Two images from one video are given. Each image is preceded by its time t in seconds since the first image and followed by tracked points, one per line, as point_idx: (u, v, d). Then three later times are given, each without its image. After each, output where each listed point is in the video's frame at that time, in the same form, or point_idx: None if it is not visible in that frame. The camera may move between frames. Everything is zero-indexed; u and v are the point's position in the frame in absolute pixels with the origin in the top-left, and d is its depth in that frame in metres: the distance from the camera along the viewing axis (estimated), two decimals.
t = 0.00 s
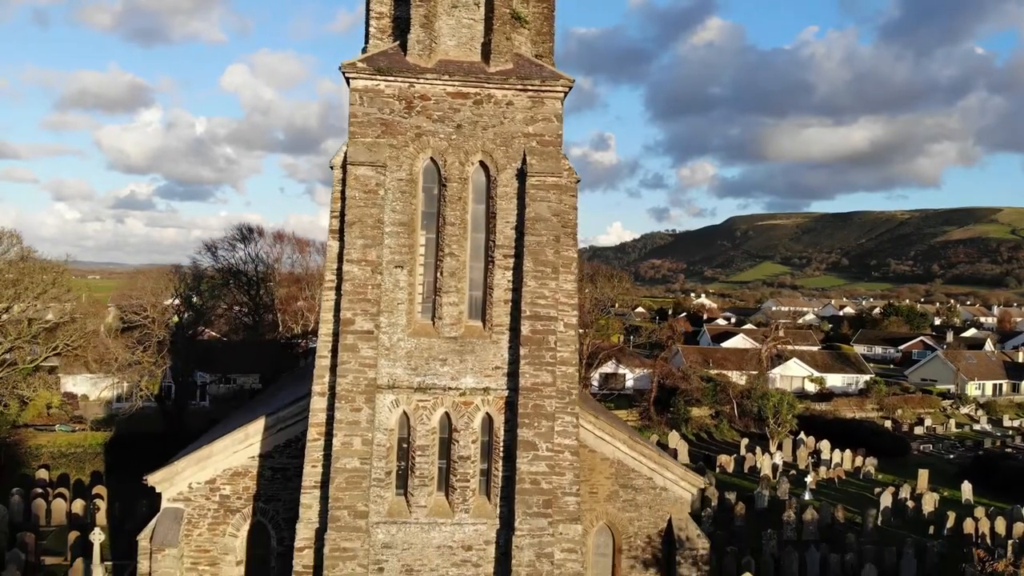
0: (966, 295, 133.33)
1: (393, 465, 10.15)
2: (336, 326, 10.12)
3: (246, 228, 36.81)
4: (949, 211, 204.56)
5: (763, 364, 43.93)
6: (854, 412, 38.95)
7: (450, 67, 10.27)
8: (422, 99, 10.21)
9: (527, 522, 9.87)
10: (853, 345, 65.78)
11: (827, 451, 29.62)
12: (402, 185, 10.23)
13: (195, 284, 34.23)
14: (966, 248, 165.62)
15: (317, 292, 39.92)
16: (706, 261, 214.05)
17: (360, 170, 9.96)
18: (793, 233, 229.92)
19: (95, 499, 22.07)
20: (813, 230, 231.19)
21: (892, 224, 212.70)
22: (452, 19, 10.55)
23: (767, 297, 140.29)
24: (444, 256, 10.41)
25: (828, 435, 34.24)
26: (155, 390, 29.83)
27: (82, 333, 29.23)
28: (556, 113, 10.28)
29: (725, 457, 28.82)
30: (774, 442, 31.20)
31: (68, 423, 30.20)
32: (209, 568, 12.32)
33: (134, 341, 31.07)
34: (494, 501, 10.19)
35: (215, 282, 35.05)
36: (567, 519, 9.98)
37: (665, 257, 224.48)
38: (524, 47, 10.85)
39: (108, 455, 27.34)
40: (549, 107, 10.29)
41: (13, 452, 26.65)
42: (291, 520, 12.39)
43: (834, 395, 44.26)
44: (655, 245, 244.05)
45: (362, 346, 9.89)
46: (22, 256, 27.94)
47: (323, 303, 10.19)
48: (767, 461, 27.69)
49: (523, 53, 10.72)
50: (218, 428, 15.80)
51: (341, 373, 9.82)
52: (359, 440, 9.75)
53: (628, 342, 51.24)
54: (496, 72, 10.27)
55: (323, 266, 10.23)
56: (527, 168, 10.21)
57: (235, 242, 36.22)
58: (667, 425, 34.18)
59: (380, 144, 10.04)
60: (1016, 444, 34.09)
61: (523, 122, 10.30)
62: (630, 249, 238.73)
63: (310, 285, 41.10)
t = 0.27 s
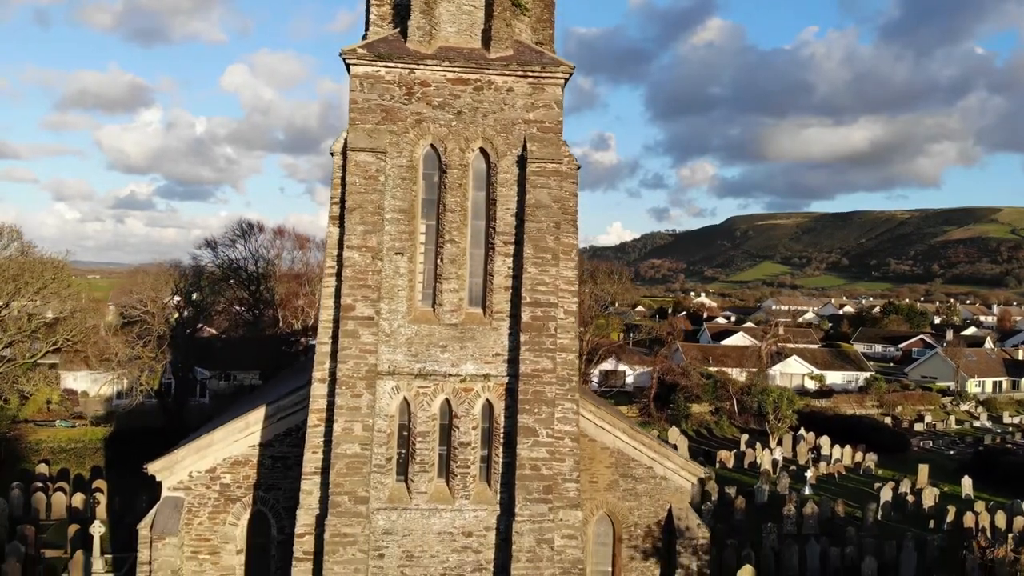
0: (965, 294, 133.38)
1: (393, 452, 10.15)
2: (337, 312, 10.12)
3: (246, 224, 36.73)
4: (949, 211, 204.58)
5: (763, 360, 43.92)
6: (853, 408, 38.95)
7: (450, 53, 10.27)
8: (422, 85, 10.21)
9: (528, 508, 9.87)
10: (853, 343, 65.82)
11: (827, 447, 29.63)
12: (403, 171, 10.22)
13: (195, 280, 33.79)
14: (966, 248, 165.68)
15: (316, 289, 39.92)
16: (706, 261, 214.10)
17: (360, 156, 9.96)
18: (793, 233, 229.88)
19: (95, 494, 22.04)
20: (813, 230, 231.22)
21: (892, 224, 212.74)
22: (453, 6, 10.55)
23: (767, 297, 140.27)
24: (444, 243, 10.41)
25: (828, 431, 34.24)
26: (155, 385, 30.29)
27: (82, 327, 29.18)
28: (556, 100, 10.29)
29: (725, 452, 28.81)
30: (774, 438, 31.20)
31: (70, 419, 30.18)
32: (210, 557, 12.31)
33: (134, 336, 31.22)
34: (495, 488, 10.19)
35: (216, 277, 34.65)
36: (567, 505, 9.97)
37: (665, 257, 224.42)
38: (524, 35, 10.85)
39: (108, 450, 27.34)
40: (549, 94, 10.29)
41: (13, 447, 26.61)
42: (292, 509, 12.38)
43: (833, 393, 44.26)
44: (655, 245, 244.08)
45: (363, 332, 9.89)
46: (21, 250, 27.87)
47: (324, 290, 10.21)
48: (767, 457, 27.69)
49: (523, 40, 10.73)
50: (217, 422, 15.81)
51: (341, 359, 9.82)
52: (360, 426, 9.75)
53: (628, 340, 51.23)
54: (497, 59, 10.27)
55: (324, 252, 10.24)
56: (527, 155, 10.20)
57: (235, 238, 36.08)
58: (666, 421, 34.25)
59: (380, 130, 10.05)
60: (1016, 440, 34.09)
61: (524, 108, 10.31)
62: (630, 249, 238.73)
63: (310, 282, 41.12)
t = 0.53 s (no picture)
0: (966, 294, 133.41)
1: (394, 439, 10.15)
2: (338, 299, 10.13)
3: (247, 219, 36.75)
4: (949, 211, 204.65)
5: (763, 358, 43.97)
6: (854, 405, 38.95)
7: (451, 40, 10.27)
8: (423, 72, 10.21)
9: (528, 495, 9.87)
10: (853, 342, 65.84)
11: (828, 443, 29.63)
12: (403, 158, 10.23)
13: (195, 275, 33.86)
14: (966, 248, 165.69)
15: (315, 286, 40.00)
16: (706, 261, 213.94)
17: (361, 143, 9.96)
18: (793, 233, 229.88)
19: (95, 488, 22.05)
20: (813, 230, 231.22)
21: (892, 223, 212.79)
22: None
23: (767, 296, 140.28)
24: (445, 231, 10.41)
25: (829, 427, 34.24)
26: (155, 380, 29.96)
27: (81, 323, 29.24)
28: (557, 87, 10.30)
29: (725, 448, 28.79)
30: (774, 434, 31.21)
31: (70, 415, 30.17)
32: (210, 547, 12.29)
33: (134, 331, 31.22)
34: (495, 475, 10.20)
35: (216, 274, 34.87)
36: (568, 492, 9.97)
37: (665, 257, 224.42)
38: (525, 23, 10.85)
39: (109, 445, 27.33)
40: (550, 81, 10.29)
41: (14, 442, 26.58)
42: (292, 499, 12.38)
43: (834, 390, 44.26)
44: (655, 245, 244.06)
45: (364, 318, 9.90)
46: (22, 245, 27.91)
47: (324, 277, 10.21)
48: (767, 452, 27.70)
49: (524, 28, 10.72)
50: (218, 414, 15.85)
51: (342, 346, 9.81)
52: (360, 412, 9.75)
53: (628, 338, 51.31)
54: (498, 46, 10.27)
55: (325, 240, 10.25)
56: (528, 142, 10.20)
57: (236, 234, 36.20)
58: (667, 418, 34.24)
59: (381, 117, 10.04)
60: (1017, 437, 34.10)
61: (524, 95, 10.31)
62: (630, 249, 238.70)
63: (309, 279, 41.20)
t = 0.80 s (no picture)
0: (966, 294, 133.41)
1: (394, 426, 10.15)
2: (338, 286, 10.13)
3: (247, 215, 36.71)
4: (949, 211, 204.73)
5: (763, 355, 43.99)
6: (854, 402, 38.95)
7: (451, 27, 10.26)
8: (423, 59, 10.22)
9: (528, 481, 9.87)
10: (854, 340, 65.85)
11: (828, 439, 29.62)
12: (403, 145, 10.23)
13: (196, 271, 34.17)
14: (966, 248, 165.69)
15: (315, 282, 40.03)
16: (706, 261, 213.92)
17: (361, 130, 9.95)
18: (793, 233, 229.90)
19: (95, 482, 22.04)
20: (813, 229, 231.23)
21: (892, 224, 213.11)
22: None
23: (766, 295, 140.27)
24: (445, 218, 10.40)
25: (829, 424, 34.22)
26: (155, 375, 30.06)
27: (81, 318, 29.36)
28: (557, 74, 10.29)
29: (726, 444, 28.76)
30: (774, 430, 31.20)
31: (70, 411, 30.19)
32: (210, 536, 12.27)
33: (134, 326, 31.48)
34: (495, 462, 10.20)
35: (217, 270, 35.23)
36: (568, 479, 9.96)
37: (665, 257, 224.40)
38: (526, 10, 10.84)
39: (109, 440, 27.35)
40: (551, 68, 10.29)
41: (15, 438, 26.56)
42: (292, 488, 12.37)
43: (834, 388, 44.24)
44: (655, 245, 244.01)
45: (364, 305, 9.89)
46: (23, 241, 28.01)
47: (325, 264, 10.21)
48: (767, 448, 27.69)
49: (525, 15, 10.71)
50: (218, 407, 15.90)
51: (343, 332, 9.80)
52: (361, 398, 9.75)
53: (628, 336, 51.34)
54: (498, 32, 10.27)
55: (325, 227, 10.25)
56: (529, 128, 10.20)
57: (236, 230, 36.24)
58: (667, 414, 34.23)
59: (381, 104, 10.04)
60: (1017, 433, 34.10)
61: (525, 82, 10.31)
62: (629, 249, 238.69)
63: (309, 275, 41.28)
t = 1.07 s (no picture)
0: (966, 293, 133.39)
1: (396, 412, 10.15)
2: (339, 272, 10.13)
3: (247, 211, 36.58)
4: (948, 211, 204.79)
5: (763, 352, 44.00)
6: (854, 399, 38.94)
7: (452, 13, 10.26)
8: (424, 45, 10.22)
9: (529, 467, 9.88)
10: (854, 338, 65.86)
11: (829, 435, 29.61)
12: (404, 131, 10.23)
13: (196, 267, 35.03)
14: (966, 247, 165.70)
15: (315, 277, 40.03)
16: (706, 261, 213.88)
17: (362, 115, 9.95)
18: (793, 232, 229.89)
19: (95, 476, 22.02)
20: (812, 229, 231.29)
21: (892, 223, 213.18)
22: None
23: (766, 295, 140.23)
24: (446, 204, 10.40)
25: (829, 420, 34.21)
26: (155, 371, 30.29)
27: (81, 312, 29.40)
28: (558, 61, 10.29)
29: (726, 439, 28.74)
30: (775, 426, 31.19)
31: (70, 407, 30.11)
32: (211, 525, 12.25)
33: (134, 321, 31.75)
34: (497, 448, 10.19)
35: (217, 266, 36.24)
36: (569, 465, 9.95)
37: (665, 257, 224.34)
38: None
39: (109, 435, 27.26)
40: (552, 55, 10.28)
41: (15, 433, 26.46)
42: (293, 477, 12.36)
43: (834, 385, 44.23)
44: (655, 245, 243.94)
45: (365, 291, 9.88)
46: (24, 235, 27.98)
47: (325, 250, 10.21)
48: (767, 443, 27.70)
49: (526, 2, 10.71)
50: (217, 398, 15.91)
51: (344, 318, 9.80)
52: (362, 384, 9.74)
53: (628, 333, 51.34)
54: (499, 19, 10.26)
55: (326, 213, 10.25)
56: (530, 115, 10.20)
57: (236, 225, 36.19)
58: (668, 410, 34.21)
59: (382, 90, 10.03)
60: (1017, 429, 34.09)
61: (526, 68, 10.31)
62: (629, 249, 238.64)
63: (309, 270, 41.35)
